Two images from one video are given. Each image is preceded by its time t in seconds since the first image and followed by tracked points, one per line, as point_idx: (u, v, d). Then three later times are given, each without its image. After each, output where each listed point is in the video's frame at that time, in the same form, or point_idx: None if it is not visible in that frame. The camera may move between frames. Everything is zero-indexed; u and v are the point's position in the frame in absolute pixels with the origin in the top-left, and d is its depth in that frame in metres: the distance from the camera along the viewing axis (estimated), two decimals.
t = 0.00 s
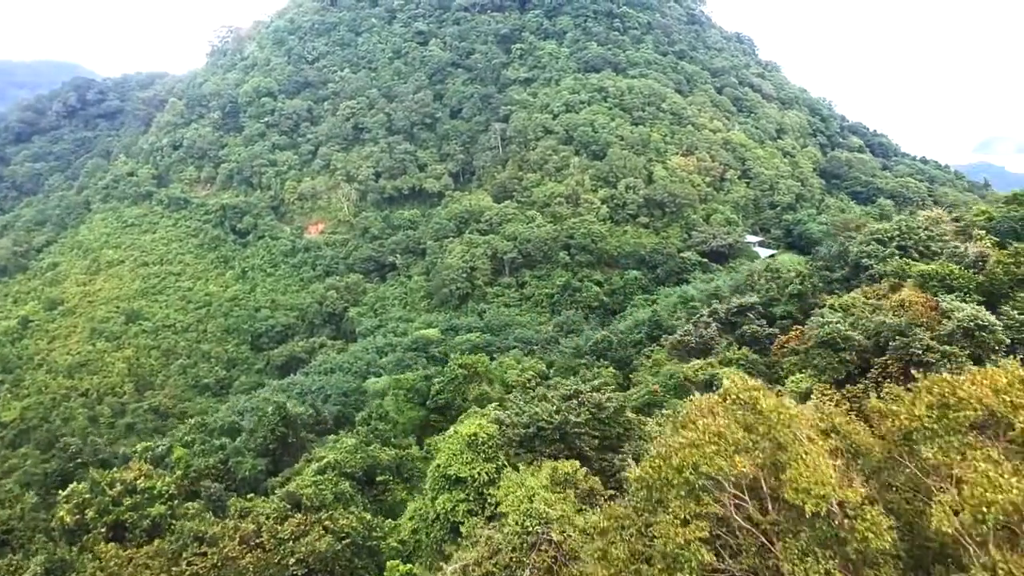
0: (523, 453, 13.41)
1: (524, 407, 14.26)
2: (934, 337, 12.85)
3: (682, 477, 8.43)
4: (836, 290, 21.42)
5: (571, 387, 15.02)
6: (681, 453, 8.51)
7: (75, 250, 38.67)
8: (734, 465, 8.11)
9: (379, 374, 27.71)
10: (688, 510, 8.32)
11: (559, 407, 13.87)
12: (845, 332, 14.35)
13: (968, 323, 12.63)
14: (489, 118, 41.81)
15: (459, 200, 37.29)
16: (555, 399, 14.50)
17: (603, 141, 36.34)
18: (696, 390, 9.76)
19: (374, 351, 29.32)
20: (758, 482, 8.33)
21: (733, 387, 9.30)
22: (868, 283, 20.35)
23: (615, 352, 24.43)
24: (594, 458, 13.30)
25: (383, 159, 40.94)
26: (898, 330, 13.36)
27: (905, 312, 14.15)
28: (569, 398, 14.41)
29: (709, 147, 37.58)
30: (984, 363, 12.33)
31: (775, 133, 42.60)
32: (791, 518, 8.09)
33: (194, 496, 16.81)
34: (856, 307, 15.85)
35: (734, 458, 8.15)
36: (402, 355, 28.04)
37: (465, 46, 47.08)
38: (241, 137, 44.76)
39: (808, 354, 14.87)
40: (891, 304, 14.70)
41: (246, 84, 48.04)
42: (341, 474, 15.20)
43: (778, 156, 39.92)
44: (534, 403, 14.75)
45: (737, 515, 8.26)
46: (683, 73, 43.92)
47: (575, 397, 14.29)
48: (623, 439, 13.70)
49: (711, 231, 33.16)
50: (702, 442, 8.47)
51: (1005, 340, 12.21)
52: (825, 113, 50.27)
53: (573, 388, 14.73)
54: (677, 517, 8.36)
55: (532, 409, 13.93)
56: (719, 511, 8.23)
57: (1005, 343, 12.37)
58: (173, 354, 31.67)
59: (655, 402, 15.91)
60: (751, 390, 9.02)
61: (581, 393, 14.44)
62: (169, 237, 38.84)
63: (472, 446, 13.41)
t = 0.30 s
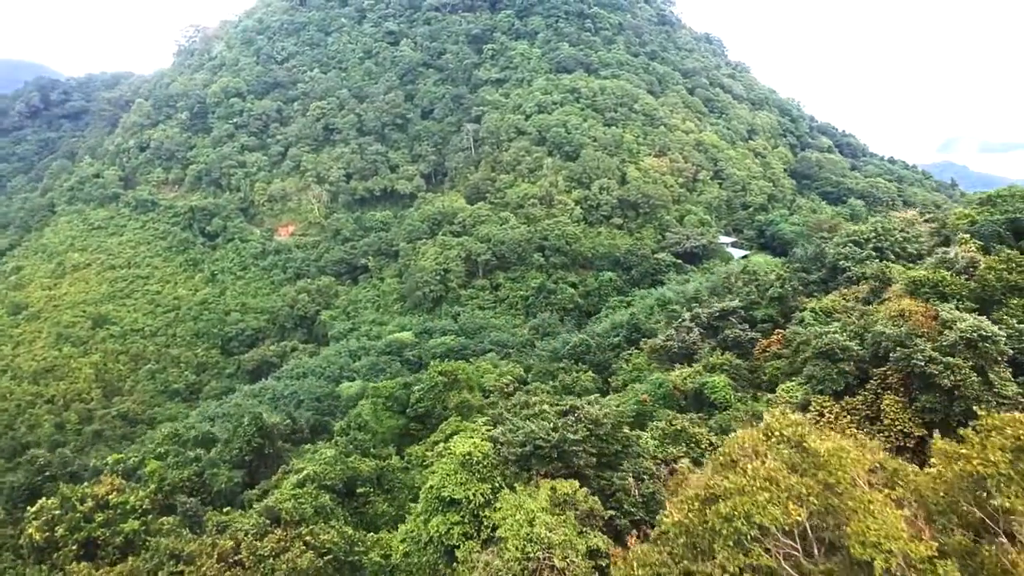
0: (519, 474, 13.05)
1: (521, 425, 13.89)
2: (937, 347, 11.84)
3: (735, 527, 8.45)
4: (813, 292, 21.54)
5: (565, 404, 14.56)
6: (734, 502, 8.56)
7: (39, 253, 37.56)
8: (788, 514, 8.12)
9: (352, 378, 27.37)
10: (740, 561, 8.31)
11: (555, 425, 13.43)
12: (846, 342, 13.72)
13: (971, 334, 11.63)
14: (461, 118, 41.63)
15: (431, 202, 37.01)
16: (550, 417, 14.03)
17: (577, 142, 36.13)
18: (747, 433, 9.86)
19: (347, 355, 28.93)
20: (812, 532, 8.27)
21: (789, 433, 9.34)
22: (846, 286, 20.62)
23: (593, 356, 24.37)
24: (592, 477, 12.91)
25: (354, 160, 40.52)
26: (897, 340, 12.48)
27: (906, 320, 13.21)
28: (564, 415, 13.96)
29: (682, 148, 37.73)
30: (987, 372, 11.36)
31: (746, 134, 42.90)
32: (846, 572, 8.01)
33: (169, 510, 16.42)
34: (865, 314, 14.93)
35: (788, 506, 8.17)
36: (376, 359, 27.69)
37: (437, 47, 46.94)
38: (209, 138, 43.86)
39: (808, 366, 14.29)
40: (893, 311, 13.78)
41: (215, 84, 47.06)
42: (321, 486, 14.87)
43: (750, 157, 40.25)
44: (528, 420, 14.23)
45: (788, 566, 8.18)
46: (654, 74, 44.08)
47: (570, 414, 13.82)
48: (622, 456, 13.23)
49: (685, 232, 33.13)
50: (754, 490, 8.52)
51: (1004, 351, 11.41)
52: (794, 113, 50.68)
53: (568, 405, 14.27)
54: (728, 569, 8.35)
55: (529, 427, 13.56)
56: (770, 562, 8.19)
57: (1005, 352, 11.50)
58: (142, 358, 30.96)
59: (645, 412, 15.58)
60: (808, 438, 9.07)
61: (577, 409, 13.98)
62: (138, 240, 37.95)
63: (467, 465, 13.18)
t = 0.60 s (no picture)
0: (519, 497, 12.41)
1: (520, 444, 13.28)
2: (941, 359, 11.63)
3: None
4: (793, 295, 21.61)
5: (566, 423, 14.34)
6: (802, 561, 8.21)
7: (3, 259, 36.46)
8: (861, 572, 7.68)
9: (327, 383, 26.94)
10: None
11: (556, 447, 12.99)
12: (846, 354, 13.34)
13: (977, 346, 11.38)
14: (436, 120, 41.31)
15: (406, 205, 36.59)
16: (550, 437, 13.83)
17: (552, 144, 35.98)
18: (798, 479, 9.65)
19: (321, 360, 28.49)
20: None
21: (847, 483, 9.26)
22: (828, 289, 20.67)
23: (574, 361, 24.24)
24: (594, 498, 12.44)
25: (327, 162, 39.95)
26: (900, 353, 12.28)
27: (909, 332, 12.92)
28: (565, 435, 13.71)
29: (657, 150, 37.77)
30: (995, 386, 11.09)
31: (720, 135, 43.10)
32: None
33: (146, 527, 15.98)
34: (864, 322, 14.57)
35: (859, 563, 7.79)
36: (351, 364, 27.28)
37: (409, 48, 46.53)
38: (179, 140, 42.94)
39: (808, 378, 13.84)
40: (895, 323, 13.52)
41: (185, 86, 46.01)
42: (302, 501, 14.53)
43: (725, 159, 40.45)
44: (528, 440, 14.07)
45: None
46: (629, 76, 44.14)
47: (572, 433, 13.60)
48: (624, 475, 12.80)
49: (661, 234, 33.14)
50: (821, 547, 8.25)
51: (1010, 361, 11.28)
52: (767, 115, 51.04)
53: (569, 424, 14.02)
54: None
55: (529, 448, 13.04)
56: None
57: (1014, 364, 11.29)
58: (112, 364, 30.25)
59: (635, 422, 15.82)
60: (871, 489, 8.92)
61: (578, 428, 13.76)
62: (107, 244, 37.09)
63: (464, 488, 12.31)
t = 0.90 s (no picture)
0: (522, 524, 11.83)
1: (522, 465, 12.62)
2: (952, 375, 11.51)
3: None
4: (779, 300, 21.57)
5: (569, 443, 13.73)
6: None
7: None
8: None
9: (306, 392, 26.44)
10: None
11: (559, 470, 12.22)
12: (852, 368, 12.83)
13: (990, 362, 11.32)
14: (414, 124, 40.96)
15: (384, 210, 36.19)
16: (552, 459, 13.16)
17: (531, 149, 35.82)
18: (867, 535, 8.64)
19: (300, 367, 28.02)
20: None
21: (925, 540, 8.31)
22: (812, 296, 20.72)
23: (557, 369, 24.06)
24: (601, 523, 11.60)
25: (304, 167, 39.43)
26: (909, 368, 12.03)
27: (916, 347, 12.73)
28: (569, 456, 13.09)
29: (636, 154, 37.80)
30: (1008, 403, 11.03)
31: (698, 139, 43.27)
32: None
33: (125, 546, 15.61)
34: (862, 333, 14.36)
35: None
36: (330, 371, 26.81)
37: (386, 52, 46.15)
38: (153, 145, 42.09)
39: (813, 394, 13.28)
40: (901, 337, 13.41)
41: (159, 89, 44.87)
42: (287, 518, 14.13)
43: (703, 164, 40.61)
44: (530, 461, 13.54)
45: None
46: (607, 80, 44.15)
47: (576, 454, 12.95)
48: (631, 499, 11.92)
49: (640, 239, 33.17)
50: None
51: None
52: (744, 118, 51.34)
53: (572, 444, 13.35)
54: None
55: (532, 470, 12.29)
56: None
57: None
58: (86, 372, 29.57)
59: (633, 438, 14.90)
60: (951, 548, 7.97)
61: (583, 448, 13.15)
62: (80, 250, 36.29)
63: (465, 515, 11.90)
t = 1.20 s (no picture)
0: (524, 551, 11.43)
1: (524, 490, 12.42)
2: (961, 392, 11.38)
3: None
4: (761, 307, 21.52)
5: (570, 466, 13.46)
6: None
7: None
8: None
9: (282, 400, 25.92)
10: None
11: (563, 496, 11.83)
12: (858, 385, 12.60)
13: (1001, 379, 11.26)
14: (389, 129, 40.54)
15: (360, 215, 35.72)
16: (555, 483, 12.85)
17: (507, 154, 35.61)
18: None
19: (275, 375, 27.51)
20: None
21: None
22: (796, 302, 20.78)
23: (540, 377, 23.88)
24: (607, 550, 11.16)
25: (278, 172, 38.81)
26: (918, 385, 12.02)
27: (924, 363, 12.53)
28: (572, 480, 12.82)
29: (613, 158, 37.80)
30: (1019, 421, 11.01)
31: (674, 143, 43.40)
32: None
33: (102, 568, 15.08)
34: (859, 345, 14.34)
35: None
36: (307, 379, 26.26)
37: (361, 55, 45.65)
38: (124, 150, 41.25)
39: (819, 413, 12.92)
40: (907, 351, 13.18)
41: (130, 93, 44.05)
42: (271, 536, 13.84)
43: (680, 168, 40.76)
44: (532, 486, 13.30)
45: None
46: (583, 84, 44.16)
47: (579, 477, 12.66)
48: (637, 524, 11.54)
49: (618, 244, 33.13)
50: None
51: None
52: (719, 122, 51.61)
53: (574, 467, 13.05)
54: None
55: (534, 496, 11.96)
56: None
57: None
58: (56, 381, 28.87)
59: (629, 454, 14.63)
60: None
61: (585, 472, 12.85)
62: (49, 256, 35.44)
63: (466, 544, 11.63)
